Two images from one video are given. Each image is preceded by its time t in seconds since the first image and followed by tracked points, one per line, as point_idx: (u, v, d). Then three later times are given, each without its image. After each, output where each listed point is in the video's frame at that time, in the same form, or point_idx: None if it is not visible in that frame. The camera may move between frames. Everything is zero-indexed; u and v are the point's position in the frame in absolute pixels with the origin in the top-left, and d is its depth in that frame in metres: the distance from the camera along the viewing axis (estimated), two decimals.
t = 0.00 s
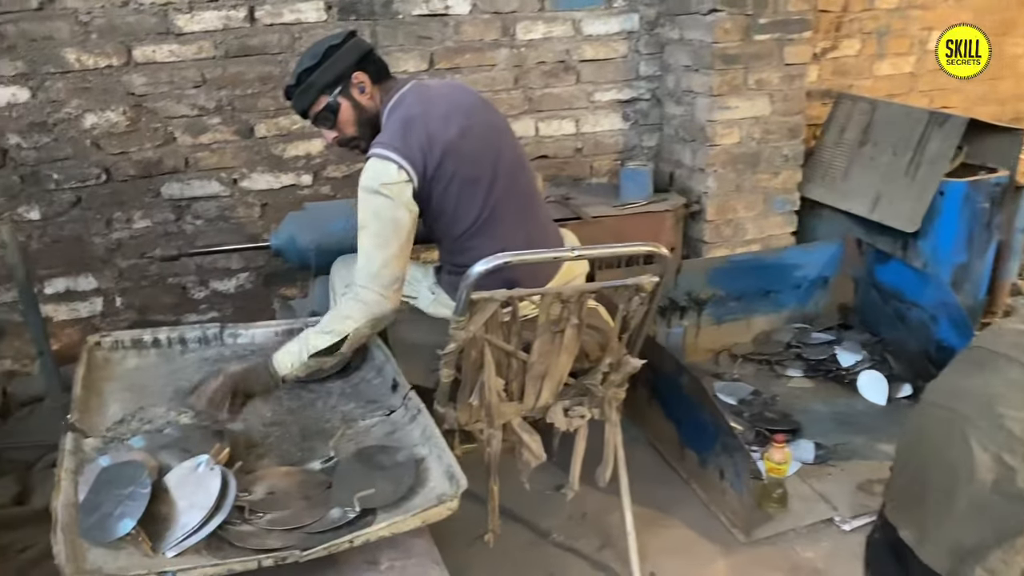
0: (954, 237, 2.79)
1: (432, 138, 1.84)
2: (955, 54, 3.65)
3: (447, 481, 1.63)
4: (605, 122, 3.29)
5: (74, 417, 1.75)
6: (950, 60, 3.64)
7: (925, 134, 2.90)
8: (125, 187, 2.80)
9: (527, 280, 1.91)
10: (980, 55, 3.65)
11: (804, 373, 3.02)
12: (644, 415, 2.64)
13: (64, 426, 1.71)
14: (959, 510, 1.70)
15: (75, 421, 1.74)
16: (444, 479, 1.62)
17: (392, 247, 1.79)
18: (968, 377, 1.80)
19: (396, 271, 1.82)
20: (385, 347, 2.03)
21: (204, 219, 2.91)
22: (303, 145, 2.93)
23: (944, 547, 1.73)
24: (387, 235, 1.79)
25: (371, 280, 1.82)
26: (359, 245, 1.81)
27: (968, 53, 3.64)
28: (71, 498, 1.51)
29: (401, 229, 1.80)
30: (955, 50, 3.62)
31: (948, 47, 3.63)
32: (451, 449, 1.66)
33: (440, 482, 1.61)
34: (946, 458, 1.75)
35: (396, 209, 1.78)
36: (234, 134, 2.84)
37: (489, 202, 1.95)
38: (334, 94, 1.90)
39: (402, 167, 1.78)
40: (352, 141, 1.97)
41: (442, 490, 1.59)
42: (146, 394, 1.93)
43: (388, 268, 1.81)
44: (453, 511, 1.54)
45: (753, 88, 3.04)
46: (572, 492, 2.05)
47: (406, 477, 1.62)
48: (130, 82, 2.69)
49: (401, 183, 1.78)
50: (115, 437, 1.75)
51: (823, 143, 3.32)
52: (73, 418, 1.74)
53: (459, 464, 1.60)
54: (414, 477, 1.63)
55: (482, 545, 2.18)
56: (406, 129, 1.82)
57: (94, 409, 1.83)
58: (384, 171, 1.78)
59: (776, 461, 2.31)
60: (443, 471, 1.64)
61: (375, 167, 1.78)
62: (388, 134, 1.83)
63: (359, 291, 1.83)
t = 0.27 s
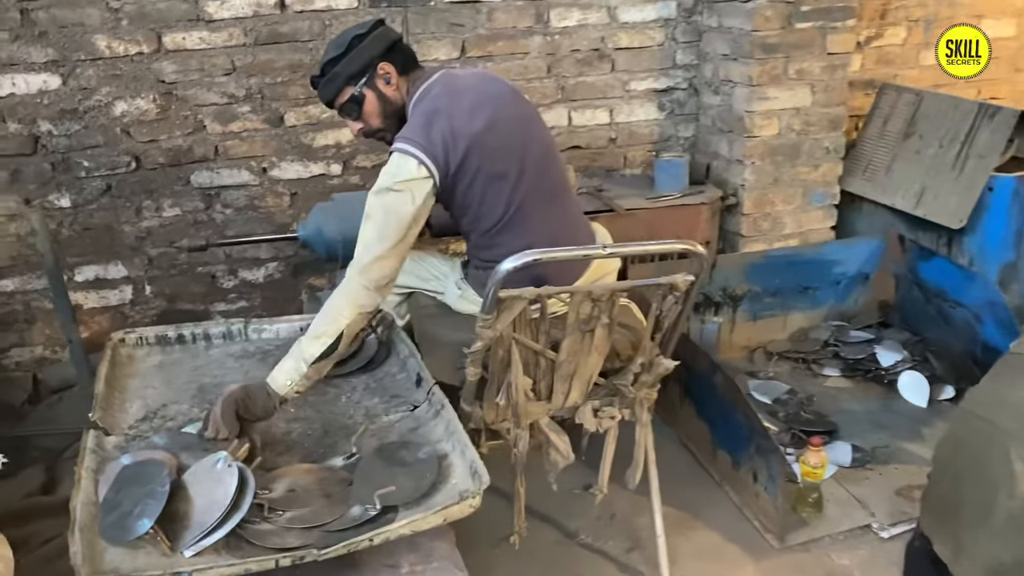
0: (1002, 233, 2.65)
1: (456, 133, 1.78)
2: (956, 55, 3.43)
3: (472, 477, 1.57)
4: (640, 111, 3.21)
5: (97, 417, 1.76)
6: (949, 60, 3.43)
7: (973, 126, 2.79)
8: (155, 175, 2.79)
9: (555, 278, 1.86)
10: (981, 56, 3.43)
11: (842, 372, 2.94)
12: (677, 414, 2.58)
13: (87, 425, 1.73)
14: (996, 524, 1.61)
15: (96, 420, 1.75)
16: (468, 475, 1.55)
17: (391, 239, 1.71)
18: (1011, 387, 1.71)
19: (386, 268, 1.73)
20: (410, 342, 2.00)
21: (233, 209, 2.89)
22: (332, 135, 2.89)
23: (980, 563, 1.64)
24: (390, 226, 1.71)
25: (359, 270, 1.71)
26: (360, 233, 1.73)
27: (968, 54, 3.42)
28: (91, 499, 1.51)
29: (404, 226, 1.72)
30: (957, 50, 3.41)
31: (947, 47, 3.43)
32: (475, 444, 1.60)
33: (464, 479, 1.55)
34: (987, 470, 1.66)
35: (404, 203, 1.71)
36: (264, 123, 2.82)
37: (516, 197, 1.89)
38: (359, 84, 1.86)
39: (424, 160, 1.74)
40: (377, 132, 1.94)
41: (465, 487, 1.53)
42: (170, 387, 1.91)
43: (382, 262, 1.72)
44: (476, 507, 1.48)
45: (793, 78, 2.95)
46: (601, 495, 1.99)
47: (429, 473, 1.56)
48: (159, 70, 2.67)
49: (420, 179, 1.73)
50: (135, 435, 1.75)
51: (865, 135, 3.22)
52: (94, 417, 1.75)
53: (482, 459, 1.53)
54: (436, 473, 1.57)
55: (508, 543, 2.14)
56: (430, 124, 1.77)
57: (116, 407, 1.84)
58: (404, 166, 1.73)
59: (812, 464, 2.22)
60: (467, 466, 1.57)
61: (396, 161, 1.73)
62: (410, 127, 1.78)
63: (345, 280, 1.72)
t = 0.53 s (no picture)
0: None
1: (481, 122, 1.71)
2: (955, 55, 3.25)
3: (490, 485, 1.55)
4: (668, 102, 3.14)
5: (112, 408, 1.72)
6: (949, 61, 3.24)
7: (1015, 121, 2.69)
8: (177, 164, 2.77)
9: (577, 276, 1.82)
10: (981, 56, 3.22)
11: (873, 373, 2.87)
12: (702, 413, 2.52)
13: (102, 417, 1.69)
14: None
15: (114, 415, 1.71)
16: (485, 484, 1.53)
17: (451, 231, 1.67)
18: None
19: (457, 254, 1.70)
20: (430, 340, 1.96)
21: (255, 199, 2.86)
22: (355, 125, 2.86)
23: None
24: (447, 217, 1.67)
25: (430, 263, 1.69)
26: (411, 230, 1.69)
27: (969, 54, 3.22)
28: (103, 494, 1.48)
29: (457, 213, 1.68)
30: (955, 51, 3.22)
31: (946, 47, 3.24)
32: (493, 451, 1.57)
33: (481, 488, 1.53)
34: None
35: (449, 193, 1.67)
36: (287, 113, 2.79)
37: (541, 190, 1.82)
38: (380, 74, 1.82)
39: (450, 150, 1.67)
40: (397, 123, 1.90)
41: (483, 497, 1.50)
42: (186, 381, 1.89)
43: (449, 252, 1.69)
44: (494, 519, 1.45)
45: (828, 70, 2.86)
46: (622, 499, 1.95)
47: (446, 480, 1.54)
48: (183, 58, 2.65)
49: (450, 169, 1.67)
50: (151, 427, 1.71)
51: (901, 127, 3.12)
52: (110, 409, 1.71)
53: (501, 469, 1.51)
54: (454, 480, 1.55)
55: (527, 545, 2.11)
56: (453, 113, 1.70)
57: (132, 397, 1.80)
58: (431, 155, 1.66)
59: (841, 470, 2.13)
60: (485, 475, 1.55)
61: (420, 152, 1.67)
62: (434, 117, 1.71)
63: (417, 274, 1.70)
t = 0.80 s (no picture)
0: None
1: (499, 111, 1.68)
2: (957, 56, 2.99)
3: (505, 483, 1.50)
4: (697, 90, 3.06)
5: (126, 399, 1.71)
6: (948, 61, 3.01)
7: None
8: (197, 150, 2.75)
9: (598, 270, 1.77)
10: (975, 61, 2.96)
11: (904, 372, 2.78)
12: (726, 410, 2.46)
13: (114, 407, 1.67)
14: None
15: (127, 406, 1.70)
16: (501, 482, 1.48)
17: (431, 227, 1.68)
18: None
19: (428, 253, 1.71)
20: (448, 335, 1.93)
21: (276, 186, 2.84)
22: (376, 112, 2.82)
23: None
24: (427, 212, 1.67)
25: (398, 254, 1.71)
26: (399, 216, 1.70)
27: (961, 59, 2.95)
28: (114, 488, 1.46)
29: (445, 210, 1.67)
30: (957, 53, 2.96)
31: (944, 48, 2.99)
32: (509, 448, 1.53)
33: (496, 486, 1.48)
34: None
35: (446, 188, 1.65)
36: (307, 99, 2.75)
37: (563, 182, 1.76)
38: (402, 57, 1.78)
39: (463, 139, 1.65)
40: (419, 108, 1.87)
41: (499, 495, 1.46)
42: (201, 371, 1.86)
43: (421, 248, 1.70)
44: (509, 517, 1.40)
45: (862, 58, 2.77)
46: (643, 499, 1.90)
47: (460, 478, 1.49)
48: (203, 43, 2.62)
49: (459, 160, 1.65)
50: (164, 418, 1.69)
51: (937, 118, 3.03)
52: (122, 399, 1.70)
53: (516, 467, 1.46)
54: (469, 477, 1.50)
55: (544, 542, 2.07)
56: (471, 101, 1.68)
57: (146, 387, 1.78)
58: (443, 145, 1.65)
59: (869, 472, 2.06)
60: (500, 473, 1.50)
61: (433, 141, 1.66)
62: (452, 104, 1.69)
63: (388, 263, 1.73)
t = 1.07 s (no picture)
0: None
1: (503, 111, 1.63)
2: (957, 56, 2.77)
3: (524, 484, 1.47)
4: (724, 79, 3.00)
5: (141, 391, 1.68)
6: (948, 62, 2.76)
7: None
8: (217, 138, 2.72)
9: (620, 266, 1.73)
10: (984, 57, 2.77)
11: (934, 369, 2.71)
12: (750, 407, 2.41)
13: (130, 400, 1.66)
14: None
15: (145, 399, 1.67)
16: (520, 482, 1.45)
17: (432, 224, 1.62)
18: None
19: (429, 254, 1.65)
20: (467, 328, 1.89)
21: (296, 174, 2.81)
22: (397, 100, 2.78)
23: None
24: (430, 210, 1.61)
25: (395, 254, 1.64)
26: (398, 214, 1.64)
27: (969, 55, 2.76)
28: (128, 482, 1.45)
29: (448, 210, 1.62)
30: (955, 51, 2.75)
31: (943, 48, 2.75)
32: (529, 448, 1.49)
33: (515, 487, 1.45)
34: None
35: (448, 185, 1.60)
36: (328, 87, 2.72)
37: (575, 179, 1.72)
38: (404, 59, 1.75)
39: (467, 140, 1.61)
40: (425, 109, 1.84)
41: (517, 497, 1.43)
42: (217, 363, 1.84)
43: (421, 248, 1.64)
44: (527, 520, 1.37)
45: (895, 47, 2.70)
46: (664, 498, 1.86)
47: (477, 478, 1.46)
48: (224, 29, 2.59)
49: (463, 161, 1.61)
50: (179, 411, 1.68)
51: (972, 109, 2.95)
52: (138, 390, 1.68)
53: (535, 469, 1.43)
54: (486, 477, 1.47)
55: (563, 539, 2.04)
56: (473, 101, 1.63)
57: (162, 378, 1.77)
58: (446, 144, 1.61)
59: (898, 474, 2.01)
60: (519, 472, 1.47)
61: (436, 139, 1.62)
62: (454, 105, 1.65)
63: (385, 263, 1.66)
